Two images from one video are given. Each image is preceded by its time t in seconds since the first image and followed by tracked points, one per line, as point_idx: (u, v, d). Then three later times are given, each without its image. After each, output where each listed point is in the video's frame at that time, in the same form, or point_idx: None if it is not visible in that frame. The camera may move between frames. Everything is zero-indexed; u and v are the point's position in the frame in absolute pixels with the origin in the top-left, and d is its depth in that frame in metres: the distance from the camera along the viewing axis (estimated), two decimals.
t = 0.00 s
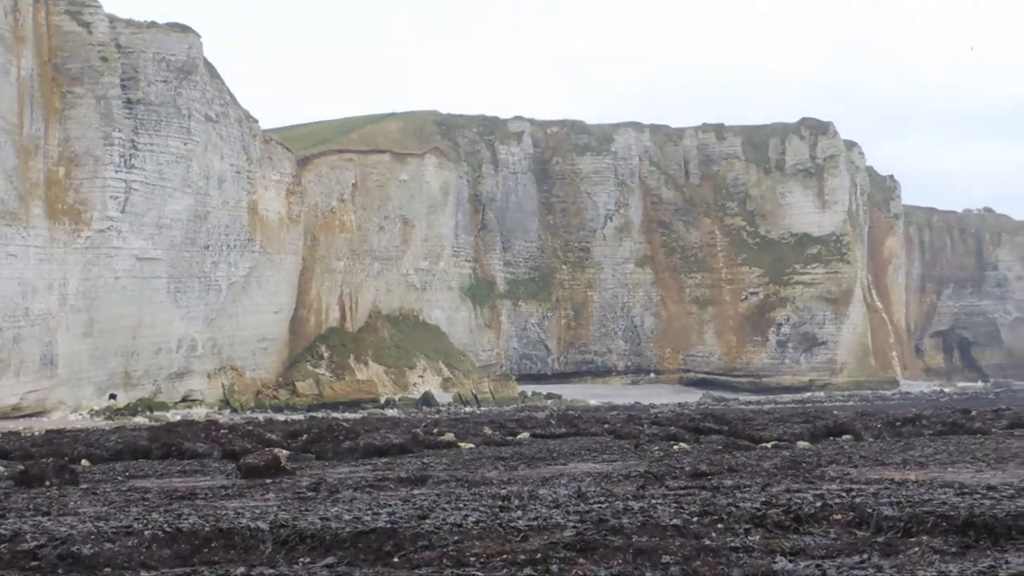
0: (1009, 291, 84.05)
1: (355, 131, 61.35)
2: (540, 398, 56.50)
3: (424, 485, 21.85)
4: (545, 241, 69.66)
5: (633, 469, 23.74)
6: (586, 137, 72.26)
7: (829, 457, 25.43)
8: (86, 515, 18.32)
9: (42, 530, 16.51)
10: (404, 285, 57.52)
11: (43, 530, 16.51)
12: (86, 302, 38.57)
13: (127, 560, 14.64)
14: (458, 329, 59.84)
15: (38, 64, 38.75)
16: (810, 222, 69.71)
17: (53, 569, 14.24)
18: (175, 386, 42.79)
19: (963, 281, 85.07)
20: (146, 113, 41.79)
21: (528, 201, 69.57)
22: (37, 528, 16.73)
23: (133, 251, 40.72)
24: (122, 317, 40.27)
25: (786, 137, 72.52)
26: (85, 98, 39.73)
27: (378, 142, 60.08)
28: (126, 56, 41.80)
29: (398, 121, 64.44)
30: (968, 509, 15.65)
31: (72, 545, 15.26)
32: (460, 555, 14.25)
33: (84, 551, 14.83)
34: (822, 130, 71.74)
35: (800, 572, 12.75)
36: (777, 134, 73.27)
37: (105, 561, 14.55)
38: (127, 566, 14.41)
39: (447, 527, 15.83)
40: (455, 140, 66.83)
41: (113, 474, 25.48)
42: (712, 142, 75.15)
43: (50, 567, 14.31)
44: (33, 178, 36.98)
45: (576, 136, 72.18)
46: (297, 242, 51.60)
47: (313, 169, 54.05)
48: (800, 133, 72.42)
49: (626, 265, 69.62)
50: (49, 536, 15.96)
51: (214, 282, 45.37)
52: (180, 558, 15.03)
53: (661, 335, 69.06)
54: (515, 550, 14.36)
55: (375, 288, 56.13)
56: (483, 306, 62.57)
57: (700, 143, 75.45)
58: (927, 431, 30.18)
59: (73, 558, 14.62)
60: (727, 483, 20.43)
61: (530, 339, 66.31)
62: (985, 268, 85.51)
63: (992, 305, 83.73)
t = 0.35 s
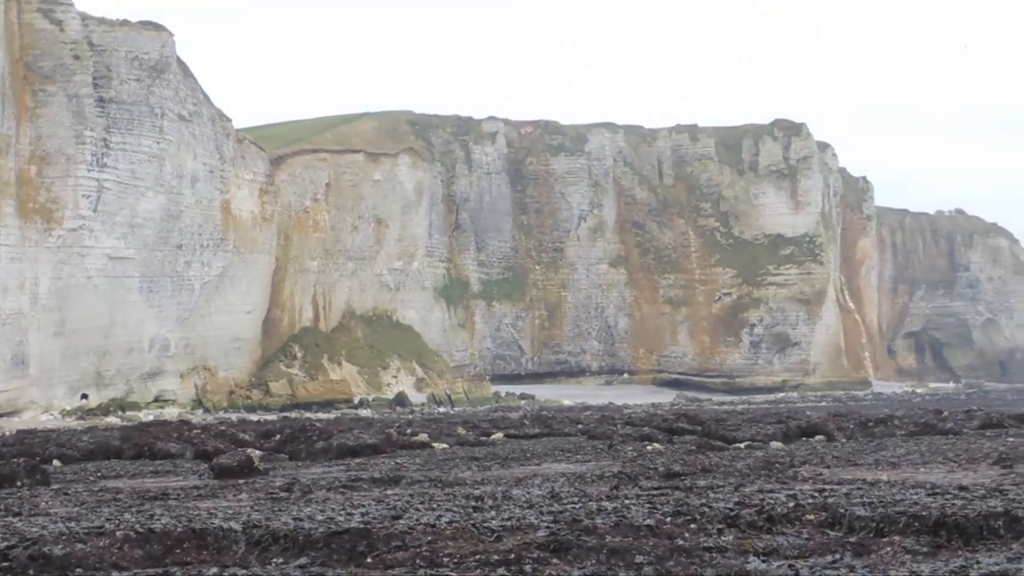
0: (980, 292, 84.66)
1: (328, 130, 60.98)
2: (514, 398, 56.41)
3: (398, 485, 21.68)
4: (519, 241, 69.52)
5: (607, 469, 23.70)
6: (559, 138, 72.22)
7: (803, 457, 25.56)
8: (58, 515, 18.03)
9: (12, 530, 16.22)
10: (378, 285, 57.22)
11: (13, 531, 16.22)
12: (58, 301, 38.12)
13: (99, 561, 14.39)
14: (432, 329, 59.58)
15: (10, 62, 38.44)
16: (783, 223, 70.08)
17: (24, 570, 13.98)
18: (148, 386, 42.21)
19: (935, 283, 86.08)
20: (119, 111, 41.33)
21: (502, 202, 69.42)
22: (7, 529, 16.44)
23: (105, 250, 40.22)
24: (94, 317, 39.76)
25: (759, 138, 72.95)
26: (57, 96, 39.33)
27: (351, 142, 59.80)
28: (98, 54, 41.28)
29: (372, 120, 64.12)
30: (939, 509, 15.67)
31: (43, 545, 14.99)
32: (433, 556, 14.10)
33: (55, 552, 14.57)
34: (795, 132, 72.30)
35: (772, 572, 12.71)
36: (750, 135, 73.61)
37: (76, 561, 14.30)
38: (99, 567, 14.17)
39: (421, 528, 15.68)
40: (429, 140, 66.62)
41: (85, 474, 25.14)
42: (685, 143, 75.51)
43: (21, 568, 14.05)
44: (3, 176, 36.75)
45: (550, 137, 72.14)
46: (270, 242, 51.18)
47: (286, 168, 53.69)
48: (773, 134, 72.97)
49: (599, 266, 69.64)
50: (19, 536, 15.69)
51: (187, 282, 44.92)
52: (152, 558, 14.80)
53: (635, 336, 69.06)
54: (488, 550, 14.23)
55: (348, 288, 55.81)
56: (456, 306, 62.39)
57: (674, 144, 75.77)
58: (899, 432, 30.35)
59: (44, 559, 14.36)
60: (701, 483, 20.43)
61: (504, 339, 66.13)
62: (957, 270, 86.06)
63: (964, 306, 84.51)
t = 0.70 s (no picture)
0: (952, 294, 85.89)
1: (303, 129, 60.52)
2: (490, 398, 56.31)
3: (372, 486, 21.46)
4: (494, 242, 69.32)
5: (582, 469, 23.60)
6: (535, 138, 72.00)
7: (777, 457, 25.64)
8: (29, 516, 17.67)
9: None
10: (353, 286, 56.86)
11: None
12: (30, 301, 37.62)
13: (72, 562, 14.11)
14: (407, 329, 59.28)
15: None
16: (758, 224, 70.40)
17: None
18: (122, 387, 41.56)
19: (908, 284, 86.55)
20: (92, 110, 40.80)
21: (477, 202, 69.16)
22: None
23: (78, 250, 39.67)
24: (68, 317, 39.19)
25: (734, 139, 73.23)
26: (30, 95, 38.86)
27: (326, 142, 59.44)
28: (72, 53, 40.70)
29: (348, 120, 63.72)
30: (912, 509, 15.59)
31: (14, 546, 14.66)
32: (407, 556, 13.87)
33: (27, 553, 14.27)
34: (770, 134, 72.54)
35: (748, 573, 12.58)
36: (725, 135, 73.85)
37: (49, 562, 14.01)
38: (71, 568, 13.89)
39: (395, 528, 15.47)
40: (404, 140, 66.27)
41: (57, 474, 24.71)
42: (660, 144, 75.61)
43: None
44: None
45: (525, 137, 71.92)
46: (244, 242, 50.70)
47: (261, 168, 53.22)
48: (748, 135, 73.09)
49: (575, 267, 69.59)
50: None
51: (161, 282, 44.38)
52: (125, 559, 14.51)
53: (610, 337, 69.01)
54: (463, 550, 14.02)
55: (323, 288, 55.44)
56: (431, 307, 62.14)
57: (649, 145, 75.85)
58: (873, 432, 30.46)
59: (16, 560, 14.07)
60: (675, 484, 20.35)
61: (479, 340, 65.94)
62: (930, 271, 86.92)
63: (937, 307, 85.64)
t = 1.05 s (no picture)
0: (930, 294, 86.74)
1: (282, 129, 60.16)
2: (468, 398, 56.11)
3: (350, 485, 21.30)
4: (473, 241, 69.15)
5: (560, 469, 23.54)
6: (514, 138, 71.97)
7: (755, 457, 25.64)
8: (5, 516, 17.40)
9: None
10: (332, 285, 56.56)
11: None
12: (7, 299, 37.16)
13: (49, 562, 13.90)
14: (386, 329, 59.07)
15: None
16: (736, 224, 70.76)
17: None
18: (99, 386, 41.03)
19: (886, 284, 87.13)
20: (70, 109, 40.43)
21: (456, 202, 68.95)
22: None
23: (55, 249, 39.21)
24: (45, 316, 38.71)
25: (713, 139, 73.68)
26: (7, 93, 38.43)
27: (305, 142, 59.14)
28: (50, 52, 40.38)
29: (326, 120, 63.38)
30: (890, 509, 15.59)
31: None
32: (385, 557, 13.72)
33: (3, 553, 14.01)
34: (748, 134, 73.05)
35: (725, 572, 12.52)
36: (704, 136, 74.24)
37: (25, 563, 13.76)
38: (48, 568, 13.66)
39: (373, 528, 15.31)
40: (384, 140, 66.04)
41: (34, 474, 24.40)
42: (639, 144, 75.92)
43: None
44: None
45: (504, 137, 71.85)
46: (222, 242, 50.33)
47: (239, 167, 52.89)
48: (727, 136, 73.53)
49: (553, 267, 69.49)
50: None
51: (139, 281, 43.95)
52: (102, 560, 14.30)
53: (589, 337, 69.00)
54: (442, 550, 13.89)
55: (302, 288, 55.11)
56: (410, 306, 61.95)
57: (628, 145, 76.12)
58: (851, 432, 30.58)
59: None
60: (654, 483, 20.30)
61: (458, 339, 65.70)
62: (908, 271, 87.59)
63: (914, 307, 86.31)
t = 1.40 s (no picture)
0: (906, 294, 87.48)
1: (260, 126, 59.67)
2: (446, 398, 55.83)
3: (327, 485, 21.09)
4: (450, 241, 68.93)
5: (537, 468, 23.44)
6: (492, 137, 71.79)
7: (732, 457, 25.58)
8: None
9: None
10: (309, 285, 56.21)
11: None
12: None
13: (24, 562, 13.67)
14: (363, 329, 58.78)
15: None
16: (714, 224, 70.96)
17: None
18: (74, 385, 40.43)
19: (863, 284, 87.46)
20: (46, 107, 40.14)
21: (433, 201, 68.71)
22: None
23: (31, 247, 38.74)
24: (20, 315, 38.21)
25: (690, 139, 73.94)
26: None
27: (283, 141, 58.72)
28: (26, 49, 40.21)
29: (304, 118, 62.92)
30: (867, 509, 15.55)
31: None
32: (363, 556, 13.57)
33: None
34: (725, 134, 73.37)
35: (702, 571, 12.43)
36: (681, 137, 74.64)
37: None
38: (23, 568, 13.42)
39: (350, 528, 15.12)
40: (361, 139, 65.68)
41: (8, 474, 24.02)
42: (617, 143, 75.96)
43: None
44: None
45: (482, 136, 71.66)
46: (199, 241, 49.90)
47: (217, 166, 52.51)
48: (704, 136, 73.92)
49: (531, 266, 69.31)
50: None
51: (115, 280, 43.47)
52: (78, 559, 14.07)
53: (566, 336, 68.91)
54: (419, 550, 13.74)
55: (279, 287, 54.72)
56: (387, 305, 61.72)
57: (606, 144, 76.14)
58: (827, 432, 30.62)
59: None
60: (631, 483, 20.20)
61: (435, 339, 65.45)
62: (885, 271, 88.08)
63: (890, 308, 86.81)
